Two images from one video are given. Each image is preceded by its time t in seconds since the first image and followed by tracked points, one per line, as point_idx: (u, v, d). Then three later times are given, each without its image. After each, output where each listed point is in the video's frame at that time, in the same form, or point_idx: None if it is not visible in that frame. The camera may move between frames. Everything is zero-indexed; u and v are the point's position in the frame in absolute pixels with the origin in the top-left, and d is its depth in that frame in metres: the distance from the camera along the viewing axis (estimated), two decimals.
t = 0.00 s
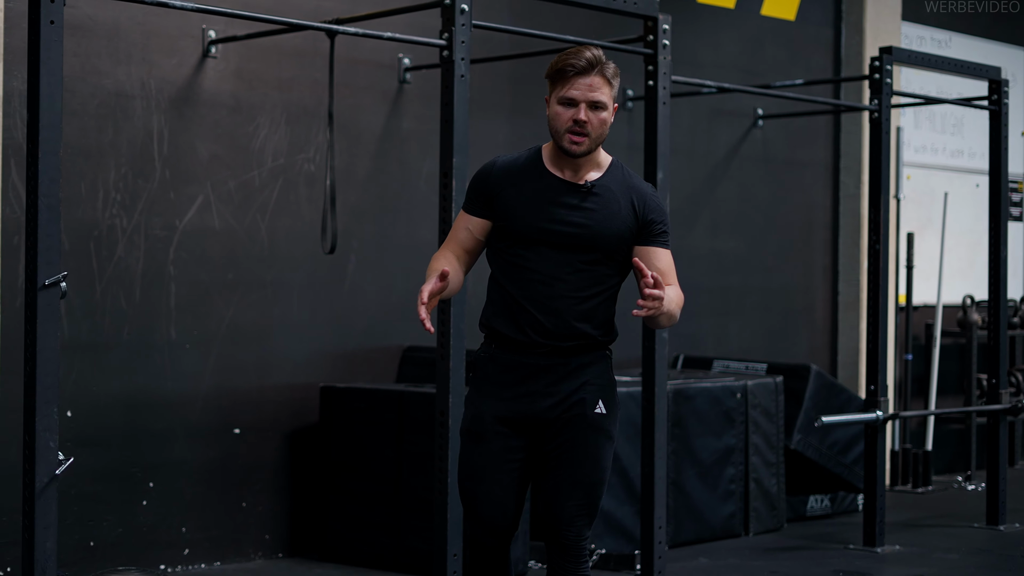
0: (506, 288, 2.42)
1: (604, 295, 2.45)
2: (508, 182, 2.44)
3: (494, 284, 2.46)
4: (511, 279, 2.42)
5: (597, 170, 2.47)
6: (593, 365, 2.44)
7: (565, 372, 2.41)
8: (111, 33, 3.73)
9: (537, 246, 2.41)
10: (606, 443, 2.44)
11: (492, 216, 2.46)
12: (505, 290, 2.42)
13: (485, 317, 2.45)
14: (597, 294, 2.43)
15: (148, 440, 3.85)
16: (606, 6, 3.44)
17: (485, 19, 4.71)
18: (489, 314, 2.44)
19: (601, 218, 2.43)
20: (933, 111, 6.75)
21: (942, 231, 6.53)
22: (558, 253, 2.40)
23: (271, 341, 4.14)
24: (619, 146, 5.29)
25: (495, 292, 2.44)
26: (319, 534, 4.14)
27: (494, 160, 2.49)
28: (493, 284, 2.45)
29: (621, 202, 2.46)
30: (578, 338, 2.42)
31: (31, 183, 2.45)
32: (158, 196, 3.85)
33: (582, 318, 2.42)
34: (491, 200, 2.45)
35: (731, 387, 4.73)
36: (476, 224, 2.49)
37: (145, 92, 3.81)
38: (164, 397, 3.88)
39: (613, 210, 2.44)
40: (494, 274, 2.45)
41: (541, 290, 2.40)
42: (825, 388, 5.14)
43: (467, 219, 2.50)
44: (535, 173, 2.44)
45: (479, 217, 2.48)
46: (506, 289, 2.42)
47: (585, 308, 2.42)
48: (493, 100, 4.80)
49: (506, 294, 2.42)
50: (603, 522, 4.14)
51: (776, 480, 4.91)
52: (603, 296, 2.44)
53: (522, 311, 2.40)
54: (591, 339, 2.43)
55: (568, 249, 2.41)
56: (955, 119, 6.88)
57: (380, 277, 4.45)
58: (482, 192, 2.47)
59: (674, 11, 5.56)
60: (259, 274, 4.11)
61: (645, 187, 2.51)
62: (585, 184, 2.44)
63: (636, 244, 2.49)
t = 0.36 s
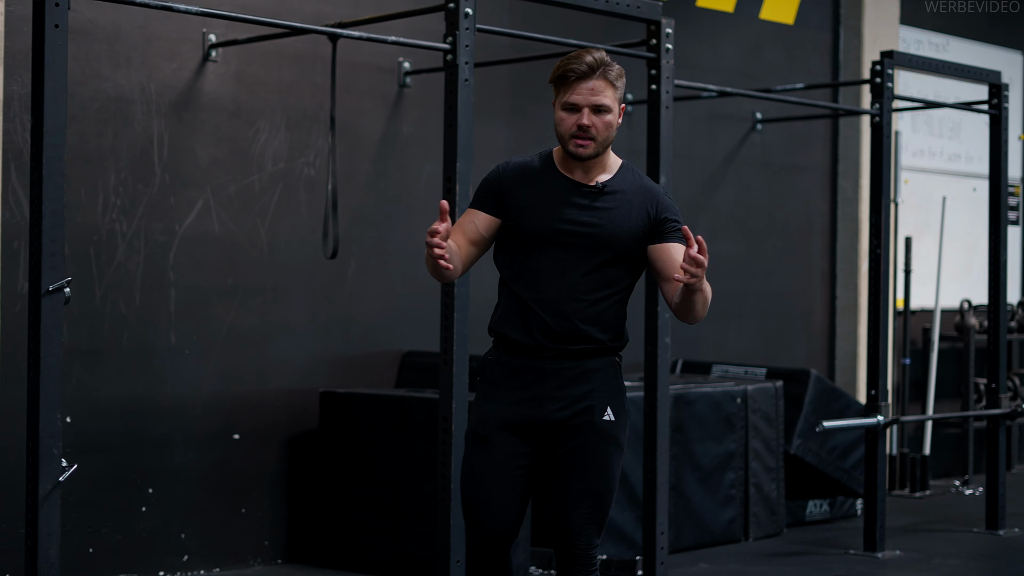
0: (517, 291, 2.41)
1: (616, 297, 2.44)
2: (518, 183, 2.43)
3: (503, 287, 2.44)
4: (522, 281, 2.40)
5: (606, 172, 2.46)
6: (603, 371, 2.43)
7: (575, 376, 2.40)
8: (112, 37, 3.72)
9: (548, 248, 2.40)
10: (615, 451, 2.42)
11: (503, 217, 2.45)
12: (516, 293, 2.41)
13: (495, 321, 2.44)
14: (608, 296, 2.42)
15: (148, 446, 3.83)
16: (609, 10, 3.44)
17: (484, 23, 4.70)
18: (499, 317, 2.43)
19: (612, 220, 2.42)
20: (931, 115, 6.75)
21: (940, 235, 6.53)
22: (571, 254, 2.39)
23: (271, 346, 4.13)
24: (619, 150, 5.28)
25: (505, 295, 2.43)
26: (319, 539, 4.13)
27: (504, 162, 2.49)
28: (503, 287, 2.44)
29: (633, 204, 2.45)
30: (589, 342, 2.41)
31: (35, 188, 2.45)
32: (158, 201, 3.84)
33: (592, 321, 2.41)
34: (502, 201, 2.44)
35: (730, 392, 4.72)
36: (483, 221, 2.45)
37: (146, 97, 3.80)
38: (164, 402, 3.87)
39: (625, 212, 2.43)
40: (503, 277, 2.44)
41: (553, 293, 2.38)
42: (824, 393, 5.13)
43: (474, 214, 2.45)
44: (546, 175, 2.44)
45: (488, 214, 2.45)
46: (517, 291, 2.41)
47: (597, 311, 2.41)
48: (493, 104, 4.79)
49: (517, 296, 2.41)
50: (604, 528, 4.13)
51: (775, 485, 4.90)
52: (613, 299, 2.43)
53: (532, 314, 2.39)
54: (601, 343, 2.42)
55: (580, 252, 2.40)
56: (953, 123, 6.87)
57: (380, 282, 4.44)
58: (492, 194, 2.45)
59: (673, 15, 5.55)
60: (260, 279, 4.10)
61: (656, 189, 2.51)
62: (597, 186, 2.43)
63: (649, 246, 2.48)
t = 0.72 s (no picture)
0: (485, 298, 2.40)
1: (584, 298, 2.44)
2: (478, 193, 2.42)
3: (471, 295, 2.43)
4: (492, 288, 2.39)
5: (565, 176, 2.47)
6: (574, 374, 2.43)
7: (547, 380, 2.39)
8: (75, 45, 3.67)
9: (515, 254, 2.39)
10: (588, 455, 2.41)
11: (466, 225, 2.43)
12: (485, 299, 2.40)
13: (464, 329, 2.42)
14: (577, 298, 2.42)
15: (116, 458, 3.78)
16: (576, 15, 3.46)
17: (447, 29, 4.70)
18: (469, 325, 2.42)
19: (576, 221, 2.42)
20: (888, 119, 6.82)
21: (900, 238, 6.60)
22: (538, 258, 2.39)
23: (238, 356, 4.10)
24: (584, 155, 5.30)
25: (474, 303, 2.41)
26: (288, 550, 4.09)
27: (462, 174, 2.48)
28: (471, 295, 2.43)
29: (594, 205, 2.45)
30: (560, 344, 2.41)
31: (5, 198, 2.41)
32: (123, 210, 3.79)
33: (562, 323, 2.41)
34: (464, 212, 2.43)
35: (698, 396, 4.74)
36: (448, 233, 2.43)
37: (110, 105, 3.76)
38: (131, 413, 3.82)
39: (587, 213, 2.44)
40: (471, 285, 2.43)
41: (523, 297, 2.38)
42: (790, 396, 5.16)
43: (438, 228, 2.43)
44: (503, 183, 2.43)
45: (451, 225, 2.43)
46: (486, 298, 2.40)
47: (567, 313, 2.41)
48: (457, 110, 4.79)
49: (486, 303, 2.40)
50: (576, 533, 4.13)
51: (743, 488, 4.93)
52: (581, 300, 2.43)
53: (503, 319, 2.38)
54: (571, 344, 2.42)
55: (547, 255, 2.40)
56: (910, 126, 6.96)
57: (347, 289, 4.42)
58: (453, 205, 2.44)
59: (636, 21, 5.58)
60: (226, 287, 4.06)
61: (613, 189, 2.52)
62: (555, 190, 2.44)
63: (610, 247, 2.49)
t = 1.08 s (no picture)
0: (455, 297, 2.39)
1: (549, 288, 2.45)
2: (434, 197, 2.41)
3: (439, 297, 2.42)
4: (461, 287, 2.39)
5: (515, 168, 2.46)
6: (546, 363, 2.43)
7: (522, 371, 2.39)
8: (64, 38, 3.65)
9: (480, 252, 2.38)
10: (568, 439, 2.43)
11: (425, 232, 2.42)
12: (454, 299, 2.39)
13: (434, 331, 2.41)
14: (543, 288, 2.43)
15: (106, 453, 3.77)
16: (568, 8, 3.45)
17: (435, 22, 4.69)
18: (440, 326, 2.40)
19: (534, 213, 2.41)
20: (870, 113, 6.84)
21: (884, 232, 6.63)
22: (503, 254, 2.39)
23: (228, 350, 4.08)
24: (571, 150, 5.30)
25: (444, 305, 2.40)
26: (278, 544, 4.09)
27: (413, 181, 2.46)
28: (440, 297, 2.41)
29: (550, 196, 2.45)
30: (531, 334, 2.41)
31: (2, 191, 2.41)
32: (113, 204, 3.78)
33: (531, 314, 2.41)
34: (422, 218, 2.41)
35: (686, 390, 4.76)
36: (410, 243, 2.42)
37: (99, 98, 3.74)
38: (120, 408, 3.81)
39: (545, 204, 2.43)
40: (438, 287, 2.41)
41: (492, 292, 2.38)
42: (777, 389, 5.18)
43: (398, 237, 2.42)
44: (454, 182, 2.42)
45: (412, 234, 2.42)
46: (457, 298, 2.39)
47: (535, 305, 2.42)
48: (444, 104, 4.78)
49: (456, 302, 2.39)
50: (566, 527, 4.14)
51: (731, 481, 4.95)
52: (546, 290, 2.44)
53: (474, 316, 2.37)
54: (540, 334, 2.42)
55: (512, 249, 2.40)
56: (892, 121, 6.99)
57: (336, 283, 4.40)
58: (410, 211, 2.42)
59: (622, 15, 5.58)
60: (216, 281, 4.05)
61: (564, 177, 2.51)
62: (507, 183, 2.42)
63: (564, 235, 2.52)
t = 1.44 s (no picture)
0: (469, 299, 2.39)
1: (556, 283, 2.47)
2: (437, 201, 2.40)
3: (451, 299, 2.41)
4: (474, 288, 2.39)
5: (511, 167, 2.45)
6: (561, 357, 2.45)
7: (539, 365, 2.40)
8: (82, 37, 3.66)
9: (491, 253, 2.39)
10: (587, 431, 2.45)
11: (431, 236, 2.42)
12: (468, 299, 2.39)
13: (450, 333, 2.41)
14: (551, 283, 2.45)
15: (124, 451, 3.78)
16: (587, 7, 3.45)
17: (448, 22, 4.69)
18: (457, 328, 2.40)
19: (536, 210, 2.42)
20: (881, 112, 6.78)
21: (895, 232, 6.60)
22: (512, 252, 2.40)
23: (244, 349, 4.09)
24: (584, 149, 5.29)
25: (458, 307, 2.40)
26: (293, 542, 4.09)
27: (413, 186, 2.45)
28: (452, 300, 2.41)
29: (548, 190, 2.45)
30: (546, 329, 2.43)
31: (28, 189, 2.43)
32: (131, 203, 3.78)
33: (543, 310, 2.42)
34: (428, 221, 2.40)
35: (701, 388, 4.75)
36: (415, 249, 2.42)
37: (117, 97, 3.75)
38: (138, 406, 3.81)
39: (545, 200, 2.43)
40: (449, 289, 2.41)
41: (508, 290, 2.38)
42: (791, 388, 5.17)
43: (403, 244, 2.43)
44: (453, 183, 2.41)
45: (417, 240, 2.42)
46: (472, 299, 2.38)
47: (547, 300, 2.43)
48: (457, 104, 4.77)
49: (470, 303, 2.39)
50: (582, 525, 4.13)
51: (745, 479, 4.94)
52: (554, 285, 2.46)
53: (491, 315, 2.38)
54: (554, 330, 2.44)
55: (522, 247, 2.40)
56: (902, 120, 6.97)
57: (351, 282, 4.40)
58: (415, 216, 2.41)
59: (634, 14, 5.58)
60: (232, 280, 4.05)
61: (557, 169, 2.52)
62: (506, 182, 2.42)
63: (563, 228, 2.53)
